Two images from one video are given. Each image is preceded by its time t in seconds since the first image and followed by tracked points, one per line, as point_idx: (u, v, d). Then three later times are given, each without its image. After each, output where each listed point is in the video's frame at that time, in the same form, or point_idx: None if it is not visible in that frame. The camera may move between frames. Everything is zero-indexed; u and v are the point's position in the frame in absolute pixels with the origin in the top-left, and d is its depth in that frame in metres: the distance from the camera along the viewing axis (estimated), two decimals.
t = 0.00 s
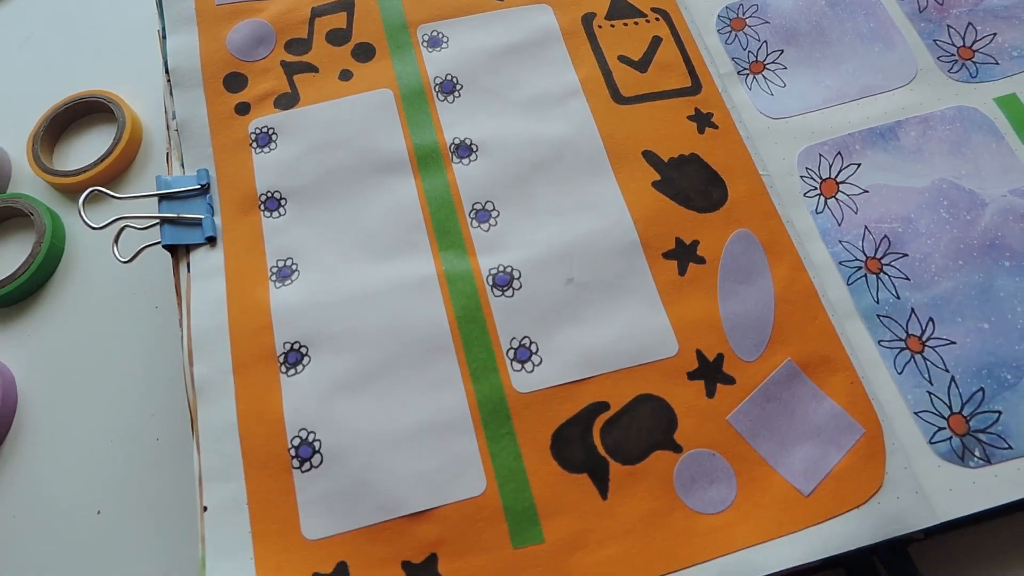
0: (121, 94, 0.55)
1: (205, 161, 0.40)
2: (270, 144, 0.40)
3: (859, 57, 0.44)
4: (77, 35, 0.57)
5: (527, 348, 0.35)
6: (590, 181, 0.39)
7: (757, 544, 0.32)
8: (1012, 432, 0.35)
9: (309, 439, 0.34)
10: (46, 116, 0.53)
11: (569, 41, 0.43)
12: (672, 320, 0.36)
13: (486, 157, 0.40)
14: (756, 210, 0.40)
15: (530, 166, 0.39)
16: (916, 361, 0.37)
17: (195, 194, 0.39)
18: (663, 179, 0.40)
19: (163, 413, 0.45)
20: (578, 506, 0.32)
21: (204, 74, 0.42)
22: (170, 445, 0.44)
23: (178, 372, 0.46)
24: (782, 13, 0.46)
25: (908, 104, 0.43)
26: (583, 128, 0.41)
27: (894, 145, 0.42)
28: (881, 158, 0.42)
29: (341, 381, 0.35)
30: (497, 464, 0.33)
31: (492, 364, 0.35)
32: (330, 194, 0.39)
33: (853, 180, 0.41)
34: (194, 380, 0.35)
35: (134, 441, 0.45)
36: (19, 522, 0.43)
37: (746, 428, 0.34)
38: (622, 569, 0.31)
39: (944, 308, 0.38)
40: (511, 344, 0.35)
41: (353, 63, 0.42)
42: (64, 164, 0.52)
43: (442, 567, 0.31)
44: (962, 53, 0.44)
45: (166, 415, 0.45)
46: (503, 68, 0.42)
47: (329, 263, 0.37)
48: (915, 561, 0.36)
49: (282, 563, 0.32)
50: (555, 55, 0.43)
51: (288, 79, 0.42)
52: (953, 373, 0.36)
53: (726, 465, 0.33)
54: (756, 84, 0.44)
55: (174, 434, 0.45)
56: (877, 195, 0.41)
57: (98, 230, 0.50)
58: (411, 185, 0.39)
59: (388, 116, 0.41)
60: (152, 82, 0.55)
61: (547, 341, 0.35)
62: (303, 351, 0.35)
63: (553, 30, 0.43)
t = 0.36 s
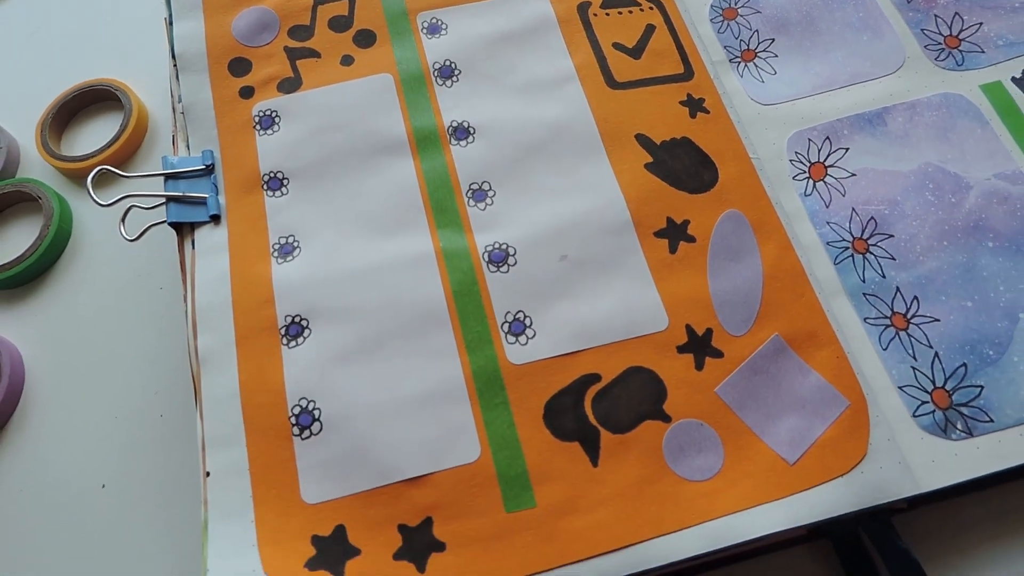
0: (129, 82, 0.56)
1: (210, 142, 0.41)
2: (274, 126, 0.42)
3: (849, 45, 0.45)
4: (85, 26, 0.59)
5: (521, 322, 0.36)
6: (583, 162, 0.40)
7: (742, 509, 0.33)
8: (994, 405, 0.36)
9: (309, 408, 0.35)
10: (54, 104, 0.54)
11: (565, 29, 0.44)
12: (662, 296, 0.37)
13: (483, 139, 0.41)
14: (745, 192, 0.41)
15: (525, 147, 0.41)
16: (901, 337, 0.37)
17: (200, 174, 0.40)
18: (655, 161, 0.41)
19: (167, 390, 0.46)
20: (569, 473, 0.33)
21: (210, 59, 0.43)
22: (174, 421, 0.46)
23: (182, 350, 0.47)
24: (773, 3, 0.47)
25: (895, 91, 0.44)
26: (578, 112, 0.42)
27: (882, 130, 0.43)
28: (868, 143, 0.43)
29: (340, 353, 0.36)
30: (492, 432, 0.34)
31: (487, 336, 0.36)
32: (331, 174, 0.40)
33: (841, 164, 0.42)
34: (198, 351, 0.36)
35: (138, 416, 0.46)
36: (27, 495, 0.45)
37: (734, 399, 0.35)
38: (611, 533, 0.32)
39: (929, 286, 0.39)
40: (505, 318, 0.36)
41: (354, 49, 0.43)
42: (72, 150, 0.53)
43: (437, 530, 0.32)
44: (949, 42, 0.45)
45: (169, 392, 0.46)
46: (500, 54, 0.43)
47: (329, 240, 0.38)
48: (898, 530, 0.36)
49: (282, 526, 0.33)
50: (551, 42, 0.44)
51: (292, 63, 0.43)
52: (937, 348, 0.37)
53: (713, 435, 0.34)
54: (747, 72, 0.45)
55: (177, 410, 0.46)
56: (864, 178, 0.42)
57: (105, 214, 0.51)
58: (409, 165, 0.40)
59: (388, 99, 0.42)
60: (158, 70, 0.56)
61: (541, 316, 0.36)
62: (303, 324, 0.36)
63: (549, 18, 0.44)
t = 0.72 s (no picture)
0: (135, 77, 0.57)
1: (214, 132, 0.43)
2: (276, 115, 0.43)
3: (838, 40, 0.46)
4: (93, 22, 0.60)
5: (515, 304, 0.37)
6: (576, 151, 0.41)
7: (729, 484, 0.34)
8: (975, 385, 0.37)
9: (309, 386, 0.36)
10: (62, 97, 0.55)
11: (559, 23, 0.45)
12: (652, 280, 0.38)
13: (479, 129, 0.42)
14: (734, 180, 0.42)
15: (520, 137, 0.42)
16: (885, 320, 0.38)
17: (204, 162, 0.42)
18: (647, 150, 0.42)
19: (170, 375, 0.47)
20: (560, 448, 0.34)
21: (214, 51, 0.44)
22: (177, 405, 0.47)
23: (185, 336, 0.48)
24: None
25: (882, 83, 0.45)
26: (572, 102, 0.43)
27: (868, 121, 0.44)
28: (855, 133, 0.44)
29: (339, 333, 0.37)
30: (486, 409, 0.35)
31: (482, 318, 0.37)
32: (331, 161, 0.41)
33: (829, 153, 0.43)
34: (202, 332, 0.37)
35: (142, 400, 0.47)
36: (33, 476, 0.46)
37: (721, 379, 0.36)
38: (601, 505, 0.33)
39: (913, 271, 0.40)
40: (500, 300, 0.37)
41: (355, 41, 0.45)
42: (78, 143, 0.55)
43: (432, 502, 0.33)
44: (934, 36, 0.46)
45: (173, 377, 0.47)
46: (497, 47, 0.44)
47: (329, 225, 0.40)
48: (881, 505, 0.38)
49: (282, 499, 0.34)
50: (546, 35, 0.45)
51: (294, 56, 0.44)
52: (920, 331, 0.38)
53: (701, 413, 0.35)
54: (737, 65, 0.46)
55: (180, 394, 0.47)
56: (851, 167, 0.43)
57: (111, 205, 0.53)
58: (407, 154, 0.41)
59: (387, 90, 0.43)
60: (163, 65, 0.57)
61: (534, 298, 0.38)
62: (304, 306, 0.38)
63: (545, 12, 0.46)
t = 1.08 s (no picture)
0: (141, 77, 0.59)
1: (218, 127, 0.44)
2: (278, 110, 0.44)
3: (824, 38, 0.48)
4: (100, 24, 0.61)
5: (509, 292, 0.39)
6: (568, 145, 0.43)
7: (715, 465, 0.35)
8: (956, 371, 0.38)
9: (309, 369, 0.37)
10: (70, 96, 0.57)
11: (553, 22, 0.47)
12: (642, 269, 0.39)
13: (475, 123, 0.43)
14: (723, 173, 0.43)
15: (514, 131, 0.43)
16: (869, 308, 0.40)
17: (208, 156, 0.43)
18: (638, 144, 0.43)
19: (174, 364, 0.49)
20: (551, 430, 0.35)
21: (218, 49, 0.46)
22: (180, 393, 0.48)
23: (189, 328, 0.50)
24: None
25: (868, 80, 0.46)
26: (565, 98, 0.44)
27: (854, 117, 0.45)
28: (841, 128, 0.45)
29: (338, 320, 0.38)
30: (480, 392, 0.36)
31: (477, 305, 0.38)
32: (331, 155, 0.43)
33: (815, 148, 0.44)
34: (205, 318, 0.38)
35: (147, 389, 0.48)
36: (39, 462, 0.47)
37: (709, 364, 0.37)
38: (591, 484, 0.34)
39: (896, 261, 0.41)
40: (494, 288, 0.39)
41: (355, 40, 0.46)
42: (84, 140, 0.56)
43: (427, 482, 0.34)
44: (918, 35, 0.48)
45: (177, 366, 0.48)
46: (492, 45, 0.46)
47: (329, 216, 0.41)
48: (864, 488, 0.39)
49: (282, 478, 0.35)
50: (541, 34, 0.46)
51: (295, 53, 0.46)
52: (903, 319, 0.39)
53: (689, 396, 0.37)
54: (727, 63, 0.47)
55: (184, 383, 0.48)
56: (837, 161, 0.44)
57: (117, 200, 0.54)
58: (405, 148, 0.43)
59: (386, 87, 0.44)
60: (168, 65, 0.59)
61: (527, 286, 0.39)
62: (304, 294, 0.39)
63: (539, 12, 0.47)
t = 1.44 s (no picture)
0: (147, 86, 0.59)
1: (224, 136, 0.45)
2: (283, 120, 0.45)
3: (819, 47, 0.48)
4: (106, 34, 0.62)
5: (510, 297, 0.39)
6: (568, 153, 0.43)
7: (713, 467, 0.36)
8: (950, 374, 0.39)
9: (314, 374, 0.38)
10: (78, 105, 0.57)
11: (553, 32, 0.48)
12: (641, 275, 0.40)
13: (476, 132, 0.44)
14: (720, 180, 0.44)
15: (515, 139, 0.44)
16: (864, 313, 0.40)
17: (213, 164, 0.43)
18: (636, 152, 0.44)
19: (180, 370, 0.49)
20: (552, 433, 0.36)
21: (224, 60, 0.47)
22: (187, 398, 0.48)
23: (195, 333, 0.50)
24: (749, 8, 0.50)
25: (862, 88, 0.47)
26: (565, 107, 0.45)
27: (849, 124, 0.46)
28: (837, 136, 0.46)
29: (343, 325, 0.39)
30: (482, 396, 0.37)
31: (478, 310, 0.39)
32: (335, 163, 0.43)
33: (811, 155, 0.45)
34: (211, 324, 0.39)
35: (153, 394, 0.49)
36: (47, 467, 0.47)
37: (707, 368, 0.38)
38: (591, 486, 0.35)
39: (891, 266, 0.41)
40: (495, 293, 0.39)
41: (358, 50, 0.47)
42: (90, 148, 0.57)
43: (430, 484, 0.35)
44: (913, 43, 0.48)
45: (183, 371, 0.49)
46: (493, 55, 0.47)
47: (333, 223, 0.42)
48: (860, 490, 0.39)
49: (287, 481, 0.36)
50: (541, 44, 0.47)
51: (300, 64, 0.47)
52: (898, 323, 0.40)
53: (687, 400, 0.37)
54: (724, 72, 0.48)
55: (190, 388, 0.49)
56: (832, 168, 0.45)
57: (124, 207, 0.55)
58: (408, 156, 0.43)
59: (389, 96, 0.45)
60: (174, 75, 0.60)
61: (528, 291, 0.39)
62: (309, 299, 0.40)
63: (539, 22, 0.48)
